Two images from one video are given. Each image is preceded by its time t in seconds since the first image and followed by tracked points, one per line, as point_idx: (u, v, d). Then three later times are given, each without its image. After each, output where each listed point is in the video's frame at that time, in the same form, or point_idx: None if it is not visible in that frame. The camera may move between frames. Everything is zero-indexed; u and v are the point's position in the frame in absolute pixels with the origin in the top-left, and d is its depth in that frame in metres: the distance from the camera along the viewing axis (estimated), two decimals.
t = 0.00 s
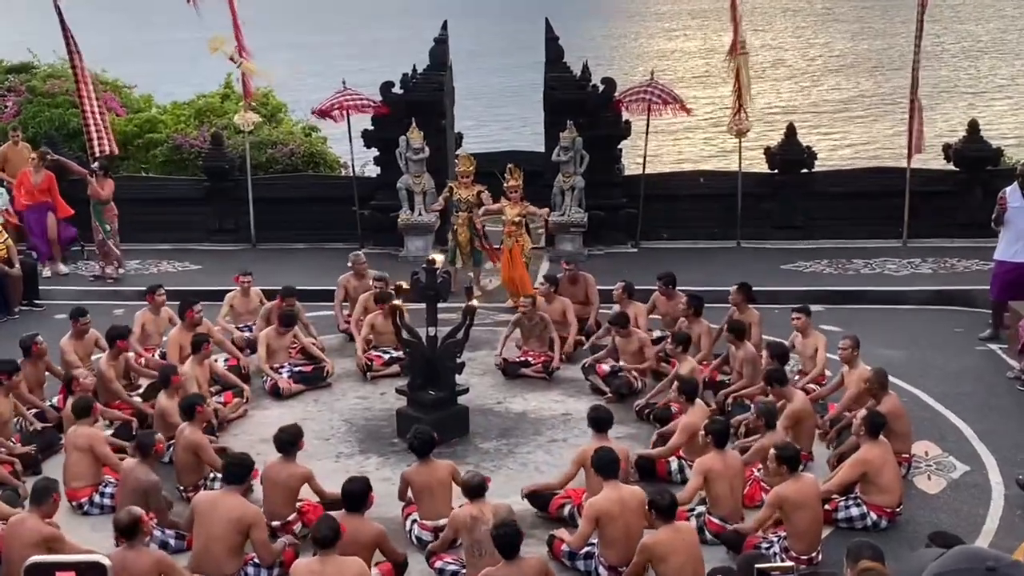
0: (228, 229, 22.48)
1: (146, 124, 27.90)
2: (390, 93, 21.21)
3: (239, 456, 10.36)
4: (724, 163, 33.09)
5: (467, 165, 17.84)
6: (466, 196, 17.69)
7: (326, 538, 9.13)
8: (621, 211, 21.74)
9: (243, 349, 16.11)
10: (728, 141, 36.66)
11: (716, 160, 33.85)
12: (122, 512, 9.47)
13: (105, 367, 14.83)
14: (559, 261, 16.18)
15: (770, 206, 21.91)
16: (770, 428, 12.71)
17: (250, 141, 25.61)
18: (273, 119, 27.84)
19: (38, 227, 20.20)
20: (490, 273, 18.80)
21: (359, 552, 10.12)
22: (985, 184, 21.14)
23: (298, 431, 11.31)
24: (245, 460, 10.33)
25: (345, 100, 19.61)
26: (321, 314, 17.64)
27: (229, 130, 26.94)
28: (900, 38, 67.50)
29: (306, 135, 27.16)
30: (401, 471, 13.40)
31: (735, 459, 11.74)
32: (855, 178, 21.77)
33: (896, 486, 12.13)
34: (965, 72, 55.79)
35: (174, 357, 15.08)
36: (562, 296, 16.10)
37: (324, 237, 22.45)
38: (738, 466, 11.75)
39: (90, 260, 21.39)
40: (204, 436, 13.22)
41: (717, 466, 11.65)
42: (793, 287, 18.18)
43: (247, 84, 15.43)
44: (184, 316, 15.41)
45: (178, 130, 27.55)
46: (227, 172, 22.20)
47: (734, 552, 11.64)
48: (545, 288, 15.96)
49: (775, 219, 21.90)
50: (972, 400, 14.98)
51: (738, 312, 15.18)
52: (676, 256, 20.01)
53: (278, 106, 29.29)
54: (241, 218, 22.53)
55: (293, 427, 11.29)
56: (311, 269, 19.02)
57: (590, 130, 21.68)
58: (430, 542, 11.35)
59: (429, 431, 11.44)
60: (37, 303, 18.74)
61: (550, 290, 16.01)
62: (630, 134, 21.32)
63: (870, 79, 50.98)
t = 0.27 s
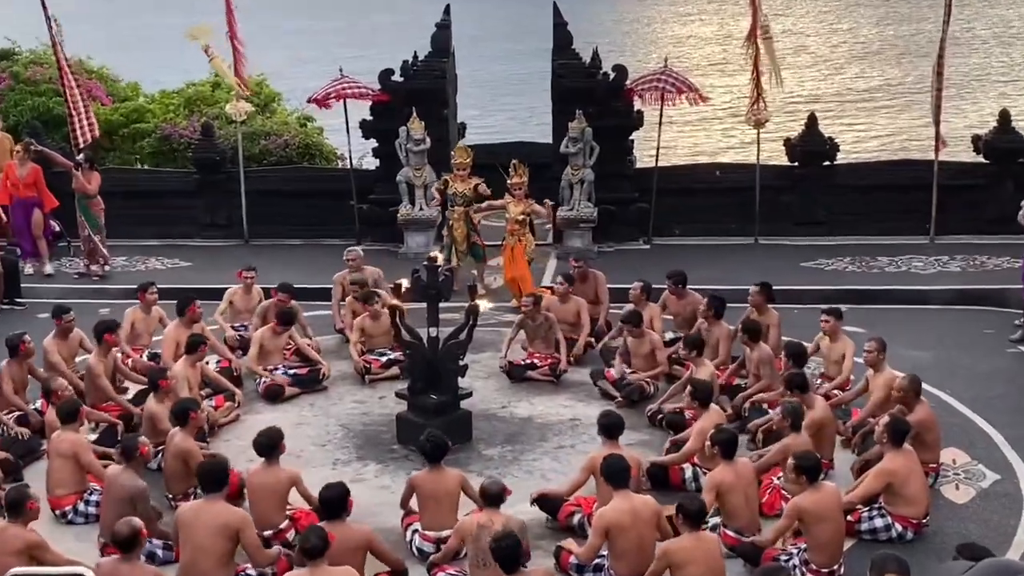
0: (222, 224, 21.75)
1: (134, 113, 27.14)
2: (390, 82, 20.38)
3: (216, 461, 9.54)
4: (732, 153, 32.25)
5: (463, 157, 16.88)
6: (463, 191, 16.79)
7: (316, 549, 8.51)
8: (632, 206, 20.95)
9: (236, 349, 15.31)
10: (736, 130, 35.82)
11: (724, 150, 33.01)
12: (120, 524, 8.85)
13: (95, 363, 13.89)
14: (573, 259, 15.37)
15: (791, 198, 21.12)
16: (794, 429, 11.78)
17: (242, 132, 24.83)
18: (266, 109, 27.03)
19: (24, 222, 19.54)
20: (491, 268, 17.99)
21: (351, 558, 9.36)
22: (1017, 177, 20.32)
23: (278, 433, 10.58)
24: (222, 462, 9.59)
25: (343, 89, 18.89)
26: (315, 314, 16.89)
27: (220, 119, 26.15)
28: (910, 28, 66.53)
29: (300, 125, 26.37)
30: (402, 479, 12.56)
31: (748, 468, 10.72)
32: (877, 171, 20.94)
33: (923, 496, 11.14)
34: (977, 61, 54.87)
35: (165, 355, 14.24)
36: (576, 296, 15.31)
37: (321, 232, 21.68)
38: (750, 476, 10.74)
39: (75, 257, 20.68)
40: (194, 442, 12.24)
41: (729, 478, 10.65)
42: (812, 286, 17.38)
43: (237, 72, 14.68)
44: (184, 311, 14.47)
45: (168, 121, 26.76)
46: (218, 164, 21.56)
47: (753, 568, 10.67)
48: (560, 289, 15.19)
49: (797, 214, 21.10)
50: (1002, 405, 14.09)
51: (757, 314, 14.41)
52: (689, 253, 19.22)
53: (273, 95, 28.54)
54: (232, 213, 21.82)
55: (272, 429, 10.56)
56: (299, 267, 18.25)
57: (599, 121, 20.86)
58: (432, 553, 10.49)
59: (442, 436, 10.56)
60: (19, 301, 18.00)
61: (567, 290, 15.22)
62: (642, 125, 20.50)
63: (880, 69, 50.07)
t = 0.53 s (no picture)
0: (215, 219, 21.06)
1: (120, 101, 26.38)
2: (389, 70, 19.59)
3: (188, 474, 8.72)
4: (739, 145, 31.46)
5: (458, 152, 16.10)
6: (459, 188, 16.04)
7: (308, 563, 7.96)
8: (644, 200, 20.18)
9: (229, 350, 14.56)
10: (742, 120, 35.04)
11: (730, 142, 32.22)
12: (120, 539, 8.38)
13: (88, 359, 12.97)
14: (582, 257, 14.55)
15: (812, 193, 20.38)
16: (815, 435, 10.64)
17: (233, 123, 24.03)
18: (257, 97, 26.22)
19: (9, 216, 18.95)
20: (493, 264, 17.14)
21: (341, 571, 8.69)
22: None
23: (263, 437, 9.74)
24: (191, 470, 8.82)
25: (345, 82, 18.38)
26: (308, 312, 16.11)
27: (211, 109, 25.35)
28: (920, 17, 65.69)
29: (294, 114, 25.56)
30: (402, 489, 11.80)
31: (761, 475, 9.64)
32: (898, 164, 20.17)
33: (950, 506, 10.03)
34: (988, 51, 54.04)
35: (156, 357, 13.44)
36: (589, 296, 14.58)
37: (318, 229, 20.97)
38: (764, 484, 9.66)
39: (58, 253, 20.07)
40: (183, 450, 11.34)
41: (742, 490, 9.56)
42: (833, 285, 16.62)
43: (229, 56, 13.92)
44: (181, 309, 13.62)
45: (156, 111, 25.95)
46: (208, 157, 20.83)
47: None
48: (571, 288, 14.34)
49: (817, 209, 20.35)
50: None
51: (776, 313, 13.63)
52: (701, 250, 18.47)
53: (266, 82, 27.80)
54: (223, 206, 21.12)
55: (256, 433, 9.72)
56: (288, 266, 17.49)
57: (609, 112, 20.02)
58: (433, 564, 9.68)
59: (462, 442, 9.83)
60: None
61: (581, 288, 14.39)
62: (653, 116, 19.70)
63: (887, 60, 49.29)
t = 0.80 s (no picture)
0: (216, 218, 20.90)
1: (120, 99, 26.23)
2: (392, 69, 19.42)
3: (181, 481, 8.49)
4: (744, 144, 31.28)
5: (455, 156, 15.98)
6: (456, 192, 15.82)
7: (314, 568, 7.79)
8: (650, 200, 20.00)
9: (228, 353, 14.35)
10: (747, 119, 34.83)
11: (735, 141, 32.04)
12: (117, 544, 8.21)
13: (93, 358, 12.82)
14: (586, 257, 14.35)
15: (820, 193, 20.21)
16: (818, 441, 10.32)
17: (234, 121, 23.85)
18: (258, 95, 26.04)
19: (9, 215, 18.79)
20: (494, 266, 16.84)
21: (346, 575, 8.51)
22: None
23: (270, 440, 9.58)
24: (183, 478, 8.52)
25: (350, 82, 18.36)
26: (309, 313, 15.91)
27: (212, 107, 25.18)
28: (929, 15, 65.51)
29: (295, 112, 25.38)
30: (405, 492, 11.64)
31: (768, 480, 9.41)
32: (907, 163, 19.99)
33: (961, 507, 9.85)
34: (997, 48, 53.83)
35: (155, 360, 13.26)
36: (591, 296, 14.38)
37: (320, 229, 20.81)
38: (770, 488, 9.42)
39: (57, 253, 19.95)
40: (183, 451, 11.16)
41: (750, 495, 9.31)
42: (841, 286, 16.45)
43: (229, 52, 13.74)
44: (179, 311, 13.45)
45: (156, 110, 25.78)
46: (209, 156, 20.69)
47: None
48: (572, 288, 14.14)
49: (826, 209, 20.19)
50: None
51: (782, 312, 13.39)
52: (707, 250, 18.29)
53: (266, 80, 27.64)
54: (223, 206, 20.98)
55: (263, 436, 9.57)
56: (287, 266, 17.32)
57: (614, 111, 19.84)
58: (437, 568, 9.52)
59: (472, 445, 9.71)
60: None
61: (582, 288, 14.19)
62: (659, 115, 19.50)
63: (892, 60, 49.09)
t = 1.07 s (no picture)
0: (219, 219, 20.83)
1: (121, 99, 26.14)
2: (395, 69, 19.38)
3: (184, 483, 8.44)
4: (748, 144, 31.16)
5: (452, 160, 15.91)
6: (454, 197, 15.72)
7: None
8: (654, 200, 19.88)
9: (227, 355, 14.25)
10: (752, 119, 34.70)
11: (740, 141, 31.91)
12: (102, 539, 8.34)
13: (92, 359, 12.69)
14: (587, 256, 14.16)
15: (827, 193, 20.10)
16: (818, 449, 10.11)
17: (236, 121, 23.74)
18: (260, 94, 25.93)
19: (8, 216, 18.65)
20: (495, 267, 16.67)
21: None
22: None
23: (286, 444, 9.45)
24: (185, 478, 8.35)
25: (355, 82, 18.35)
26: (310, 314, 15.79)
27: (213, 107, 25.08)
28: (935, 14, 65.37)
29: (297, 112, 25.28)
30: (408, 494, 11.54)
31: (777, 478, 9.31)
32: (914, 164, 19.87)
33: (970, 511, 9.74)
34: (1004, 47, 53.66)
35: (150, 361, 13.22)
36: (588, 295, 14.26)
37: (322, 229, 20.72)
38: (779, 487, 9.32)
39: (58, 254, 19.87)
40: (184, 450, 11.07)
41: (759, 489, 9.25)
42: (848, 288, 16.32)
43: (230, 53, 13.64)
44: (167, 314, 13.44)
45: (157, 110, 25.68)
46: (211, 155, 20.61)
47: None
48: (569, 287, 13.96)
49: (832, 210, 20.09)
50: None
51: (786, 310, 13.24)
52: (711, 251, 18.17)
53: (268, 79, 27.55)
54: (225, 206, 20.90)
55: (281, 439, 9.44)
56: (289, 267, 17.22)
57: (619, 111, 19.70)
58: (438, 573, 9.39)
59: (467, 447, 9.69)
60: None
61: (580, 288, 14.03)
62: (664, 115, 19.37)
63: (897, 59, 48.92)
